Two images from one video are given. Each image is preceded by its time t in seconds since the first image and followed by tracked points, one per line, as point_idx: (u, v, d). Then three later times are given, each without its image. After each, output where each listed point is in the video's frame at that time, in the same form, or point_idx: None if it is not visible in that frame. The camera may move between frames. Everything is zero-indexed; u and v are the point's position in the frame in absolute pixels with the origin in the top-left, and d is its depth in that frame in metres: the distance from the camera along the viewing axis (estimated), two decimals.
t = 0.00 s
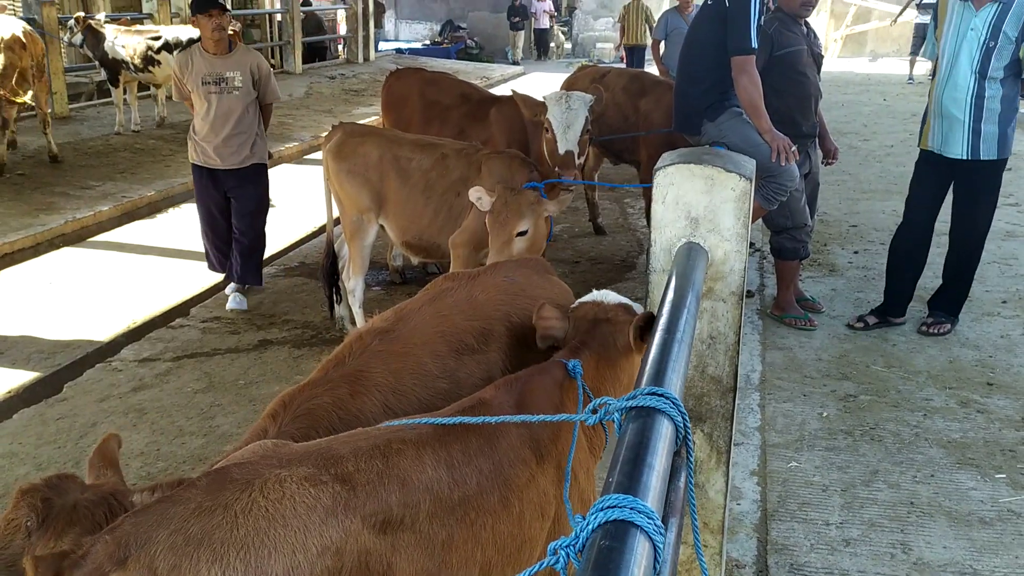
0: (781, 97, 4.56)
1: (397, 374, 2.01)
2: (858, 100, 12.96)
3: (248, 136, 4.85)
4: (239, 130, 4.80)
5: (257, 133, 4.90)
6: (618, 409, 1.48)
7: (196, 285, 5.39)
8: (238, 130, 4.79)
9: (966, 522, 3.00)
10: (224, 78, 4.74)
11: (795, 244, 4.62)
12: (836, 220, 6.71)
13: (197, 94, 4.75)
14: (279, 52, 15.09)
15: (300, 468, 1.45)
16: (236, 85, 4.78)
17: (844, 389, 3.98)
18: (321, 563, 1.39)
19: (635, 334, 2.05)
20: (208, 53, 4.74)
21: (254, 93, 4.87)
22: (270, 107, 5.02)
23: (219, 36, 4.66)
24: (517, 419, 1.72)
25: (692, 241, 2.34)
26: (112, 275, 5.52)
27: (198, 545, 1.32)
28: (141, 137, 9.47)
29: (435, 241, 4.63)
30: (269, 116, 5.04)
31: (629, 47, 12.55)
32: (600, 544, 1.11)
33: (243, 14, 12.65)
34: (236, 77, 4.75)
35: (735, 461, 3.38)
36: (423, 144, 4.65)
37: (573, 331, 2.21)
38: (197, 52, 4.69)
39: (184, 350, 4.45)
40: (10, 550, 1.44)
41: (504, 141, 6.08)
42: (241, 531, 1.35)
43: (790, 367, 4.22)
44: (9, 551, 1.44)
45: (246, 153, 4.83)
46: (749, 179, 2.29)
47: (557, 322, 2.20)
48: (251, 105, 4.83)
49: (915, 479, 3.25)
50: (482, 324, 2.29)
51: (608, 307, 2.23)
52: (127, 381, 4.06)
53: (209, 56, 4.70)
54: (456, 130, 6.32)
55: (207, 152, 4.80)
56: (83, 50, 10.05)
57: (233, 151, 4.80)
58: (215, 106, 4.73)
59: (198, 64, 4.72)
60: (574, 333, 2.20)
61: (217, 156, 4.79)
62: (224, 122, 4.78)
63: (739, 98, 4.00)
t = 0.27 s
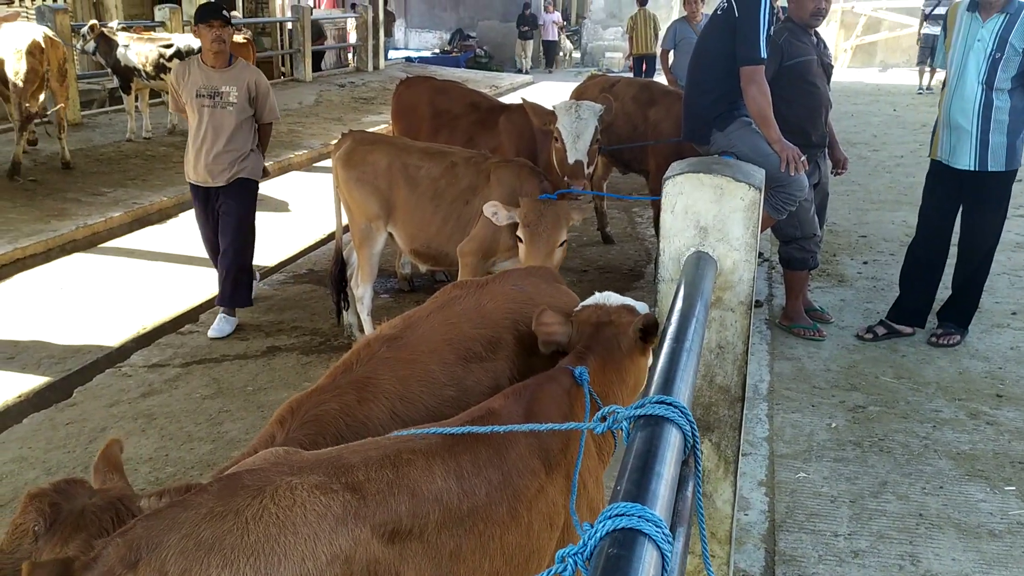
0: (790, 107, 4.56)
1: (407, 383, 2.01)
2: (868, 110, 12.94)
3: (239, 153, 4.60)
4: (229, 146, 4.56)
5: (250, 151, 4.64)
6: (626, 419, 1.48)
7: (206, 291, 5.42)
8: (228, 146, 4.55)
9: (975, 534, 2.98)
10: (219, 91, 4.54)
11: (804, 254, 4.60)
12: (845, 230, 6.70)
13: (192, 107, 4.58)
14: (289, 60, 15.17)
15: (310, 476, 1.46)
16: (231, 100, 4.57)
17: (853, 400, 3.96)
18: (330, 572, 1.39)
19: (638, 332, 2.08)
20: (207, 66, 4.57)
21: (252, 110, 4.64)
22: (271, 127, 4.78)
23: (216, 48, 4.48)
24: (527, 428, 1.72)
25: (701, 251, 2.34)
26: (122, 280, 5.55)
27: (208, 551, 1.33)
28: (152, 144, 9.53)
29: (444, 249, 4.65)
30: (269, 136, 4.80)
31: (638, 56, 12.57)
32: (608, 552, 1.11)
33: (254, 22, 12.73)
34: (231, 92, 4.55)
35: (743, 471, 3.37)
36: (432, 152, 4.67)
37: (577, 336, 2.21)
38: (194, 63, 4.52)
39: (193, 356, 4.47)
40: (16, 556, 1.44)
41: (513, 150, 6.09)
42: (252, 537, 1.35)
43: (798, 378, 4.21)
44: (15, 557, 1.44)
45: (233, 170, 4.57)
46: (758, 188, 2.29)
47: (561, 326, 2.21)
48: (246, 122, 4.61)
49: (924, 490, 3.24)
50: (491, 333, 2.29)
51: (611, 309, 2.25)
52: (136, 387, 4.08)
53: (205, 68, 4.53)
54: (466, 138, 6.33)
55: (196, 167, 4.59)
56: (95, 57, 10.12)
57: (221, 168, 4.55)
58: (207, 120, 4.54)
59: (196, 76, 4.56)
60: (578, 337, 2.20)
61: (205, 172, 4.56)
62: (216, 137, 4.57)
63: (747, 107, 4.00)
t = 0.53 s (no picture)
0: (807, 104, 4.53)
1: (421, 377, 2.02)
2: (886, 109, 12.85)
3: (240, 154, 4.46)
4: (230, 148, 4.43)
5: (252, 152, 4.50)
6: (641, 413, 1.48)
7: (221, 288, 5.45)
8: (228, 147, 4.42)
9: (992, 534, 2.95)
10: (217, 91, 4.38)
11: (820, 253, 4.57)
12: (862, 230, 6.65)
13: (191, 107, 4.43)
14: (305, 59, 15.22)
15: (322, 468, 1.46)
16: (231, 100, 4.41)
17: (869, 400, 3.94)
18: (342, 562, 1.39)
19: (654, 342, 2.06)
20: (206, 63, 4.40)
21: (252, 109, 4.47)
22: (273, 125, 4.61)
23: (212, 46, 4.30)
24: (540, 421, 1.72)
25: (716, 248, 2.33)
26: (139, 277, 5.59)
27: (221, 541, 1.33)
28: (169, 142, 9.59)
29: (457, 246, 4.66)
30: (273, 134, 4.63)
31: (654, 55, 12.53)
32: (622, 545, 1.10)
33: (270, 21, 12.78)
34: (230, 90, 4.38)
35: (757, 470, 3.35)
36: (446, 150, 4.67)
37: (594, 347, 2.20)
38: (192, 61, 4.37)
39: (208, 353, 4.49)
40: (36, 545, 1.42)
41: (528, 148, 6.08)
42: (263, 528, 1.36)
43: (814, 377, 4.19)
44: (37, 546, 1.42)
45: (234, 173, 4.44)
46: (775, 185, 2.27)
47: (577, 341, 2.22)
48: (246, 121, 4.45)
49: (940, 490, 3.21)
50: (506, 329, 2.29)
51: (628, 320, 2.24)
52: (152, 383, 4.11)
53: (203, 67, 4.37)
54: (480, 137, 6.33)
55: (199, 169, 4.48)
56: (113, 55, 10.19)
57: (222, 170, 4.43)
58: (206, 120, 4.38)
59: (194, 74, 4.41)
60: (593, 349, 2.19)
61: (206, 174, 4.46)
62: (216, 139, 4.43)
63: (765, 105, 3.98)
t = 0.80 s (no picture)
0: (835, 57, 4.42)
1: (441, 326, 2.02)
2: (916, 66, 12.56)
3: (244, 115, 4.31)
4: (234, 108, 4.27)
5: (255, 112, 4.35)
6: (661, 361, 1.47)
7: (241, 242, 5.47)
8: (233, 107, 4.25)
9: (1011, 491, 2.94)
10: (215, 49, 4.19)
11: (843, 210, 4.51)
12: (887, 188, 6.55)
13: (186, 70, 4.21)
14: (323, 12, 15.06)
15: (343, 410, 1.48)
16: (228, 58, 4.23)
17: (890, 358, 3.91)
18: (363, 503, 1.41)
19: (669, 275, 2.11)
20: (197, 21, 4.18)
21: (250, 67, 4.32)
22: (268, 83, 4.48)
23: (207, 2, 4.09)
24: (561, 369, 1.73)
25: (739, 200, 2.29)
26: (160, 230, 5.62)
27: (244, 479, 1.34)
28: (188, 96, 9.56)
29: (476, 200, 4.64)
30: (267, 92, 4.50)
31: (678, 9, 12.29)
32: (642, 488, 1.11)
33: None
34: (229, 49, 4.20)
35: (775, 426, 3.35)
36: (466, 103, 4.62)
37: (603, 285, 2.17)
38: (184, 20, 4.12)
39: (229, 305, 4.53)
40: (63, 483, 1.48)
41: (548, 102, 6.01)
42: (285, 467, 1.37)
43: (834, 335, 4.16)
44: (63, 483, 1.48)
45: (243, 133, 4.30)
46: (801, 136, 2.23)
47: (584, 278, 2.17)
48: (247, 81, 4.30)
49: (959, 448, 3.20)
50: (527, 279, 2.29)
51: (635, 253, 2.25)
52: (173, 334, 4.15)
53: (197, 25, 4.14)
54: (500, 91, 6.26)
55: (201, 134, 4.27)
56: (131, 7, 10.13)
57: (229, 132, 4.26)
58: (206, 81, 4.19)
59: (185, 34, 4.17)
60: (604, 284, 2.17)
61: (211, 138, 4.27)
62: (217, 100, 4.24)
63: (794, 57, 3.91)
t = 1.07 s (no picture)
0: None
1: (463, 254, 2.02)
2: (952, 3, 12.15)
3: (230, 44, 4.04)
4: (219, 37, 3.98)
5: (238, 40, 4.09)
6: (683, 292, 1.46)
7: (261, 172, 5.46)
8: (219, 36, 3.97)
9: None
10: None
11: (871, 149, 4.41)
12: (917, 128, 6.41)
13: None
14: None
15: (366, 334, 1.49)
16: None
17: (912, 299, 3.88)
18: (383, 425, 1.43)
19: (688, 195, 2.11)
20: None
21: None
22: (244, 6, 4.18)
23: None
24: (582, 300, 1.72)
25: (767, 132, 2.24)
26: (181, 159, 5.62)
27: (267, 396, 1.36)
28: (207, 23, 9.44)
29: (497, 133, 4.58)
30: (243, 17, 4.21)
31: None
32: (661, 412, 1.11)
33: None
34: None
35: (792, 364, 3.35)
36: (489, 32, 4.53)
37: (620, 207, 2.15)
38: None
39: (249, 235, 4.54)
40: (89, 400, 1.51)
41: (572, 33, 5.88)
42: (308, 387, 1.39)
43: (856, 276, 4.12)
44: (90, 399, 1.52)
45: (230, 64, 4.04)
46: (833, 66, 2.17)
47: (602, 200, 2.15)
48: (230, 6, 4.00)
49: (978, 389, 3.19)
50: (550, 210, 2.27)
51: (653, 173, 2.22)
52: (195, 262, 4.18)
53: None
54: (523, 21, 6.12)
55: (180, 63, 3.94)
56: None
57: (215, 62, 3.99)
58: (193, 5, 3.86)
59: None
60: (621, 208, 2.16)
61: (192, 67, 3.95)
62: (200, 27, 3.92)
63: None
